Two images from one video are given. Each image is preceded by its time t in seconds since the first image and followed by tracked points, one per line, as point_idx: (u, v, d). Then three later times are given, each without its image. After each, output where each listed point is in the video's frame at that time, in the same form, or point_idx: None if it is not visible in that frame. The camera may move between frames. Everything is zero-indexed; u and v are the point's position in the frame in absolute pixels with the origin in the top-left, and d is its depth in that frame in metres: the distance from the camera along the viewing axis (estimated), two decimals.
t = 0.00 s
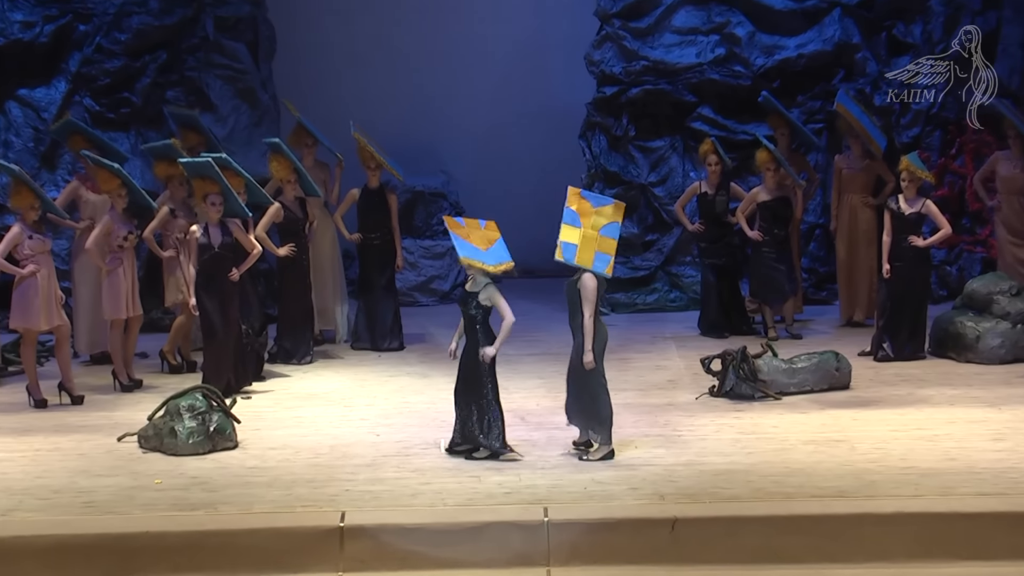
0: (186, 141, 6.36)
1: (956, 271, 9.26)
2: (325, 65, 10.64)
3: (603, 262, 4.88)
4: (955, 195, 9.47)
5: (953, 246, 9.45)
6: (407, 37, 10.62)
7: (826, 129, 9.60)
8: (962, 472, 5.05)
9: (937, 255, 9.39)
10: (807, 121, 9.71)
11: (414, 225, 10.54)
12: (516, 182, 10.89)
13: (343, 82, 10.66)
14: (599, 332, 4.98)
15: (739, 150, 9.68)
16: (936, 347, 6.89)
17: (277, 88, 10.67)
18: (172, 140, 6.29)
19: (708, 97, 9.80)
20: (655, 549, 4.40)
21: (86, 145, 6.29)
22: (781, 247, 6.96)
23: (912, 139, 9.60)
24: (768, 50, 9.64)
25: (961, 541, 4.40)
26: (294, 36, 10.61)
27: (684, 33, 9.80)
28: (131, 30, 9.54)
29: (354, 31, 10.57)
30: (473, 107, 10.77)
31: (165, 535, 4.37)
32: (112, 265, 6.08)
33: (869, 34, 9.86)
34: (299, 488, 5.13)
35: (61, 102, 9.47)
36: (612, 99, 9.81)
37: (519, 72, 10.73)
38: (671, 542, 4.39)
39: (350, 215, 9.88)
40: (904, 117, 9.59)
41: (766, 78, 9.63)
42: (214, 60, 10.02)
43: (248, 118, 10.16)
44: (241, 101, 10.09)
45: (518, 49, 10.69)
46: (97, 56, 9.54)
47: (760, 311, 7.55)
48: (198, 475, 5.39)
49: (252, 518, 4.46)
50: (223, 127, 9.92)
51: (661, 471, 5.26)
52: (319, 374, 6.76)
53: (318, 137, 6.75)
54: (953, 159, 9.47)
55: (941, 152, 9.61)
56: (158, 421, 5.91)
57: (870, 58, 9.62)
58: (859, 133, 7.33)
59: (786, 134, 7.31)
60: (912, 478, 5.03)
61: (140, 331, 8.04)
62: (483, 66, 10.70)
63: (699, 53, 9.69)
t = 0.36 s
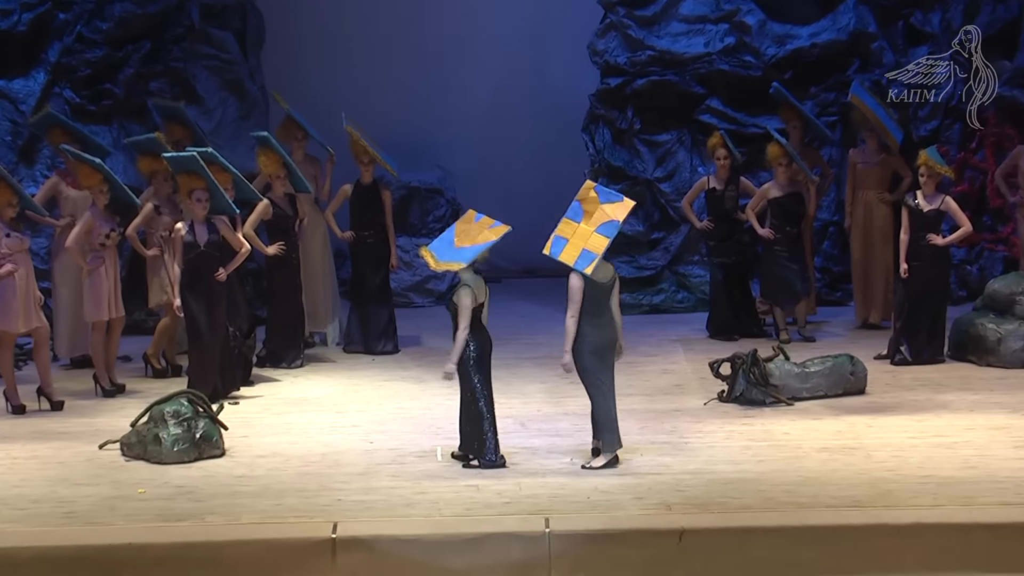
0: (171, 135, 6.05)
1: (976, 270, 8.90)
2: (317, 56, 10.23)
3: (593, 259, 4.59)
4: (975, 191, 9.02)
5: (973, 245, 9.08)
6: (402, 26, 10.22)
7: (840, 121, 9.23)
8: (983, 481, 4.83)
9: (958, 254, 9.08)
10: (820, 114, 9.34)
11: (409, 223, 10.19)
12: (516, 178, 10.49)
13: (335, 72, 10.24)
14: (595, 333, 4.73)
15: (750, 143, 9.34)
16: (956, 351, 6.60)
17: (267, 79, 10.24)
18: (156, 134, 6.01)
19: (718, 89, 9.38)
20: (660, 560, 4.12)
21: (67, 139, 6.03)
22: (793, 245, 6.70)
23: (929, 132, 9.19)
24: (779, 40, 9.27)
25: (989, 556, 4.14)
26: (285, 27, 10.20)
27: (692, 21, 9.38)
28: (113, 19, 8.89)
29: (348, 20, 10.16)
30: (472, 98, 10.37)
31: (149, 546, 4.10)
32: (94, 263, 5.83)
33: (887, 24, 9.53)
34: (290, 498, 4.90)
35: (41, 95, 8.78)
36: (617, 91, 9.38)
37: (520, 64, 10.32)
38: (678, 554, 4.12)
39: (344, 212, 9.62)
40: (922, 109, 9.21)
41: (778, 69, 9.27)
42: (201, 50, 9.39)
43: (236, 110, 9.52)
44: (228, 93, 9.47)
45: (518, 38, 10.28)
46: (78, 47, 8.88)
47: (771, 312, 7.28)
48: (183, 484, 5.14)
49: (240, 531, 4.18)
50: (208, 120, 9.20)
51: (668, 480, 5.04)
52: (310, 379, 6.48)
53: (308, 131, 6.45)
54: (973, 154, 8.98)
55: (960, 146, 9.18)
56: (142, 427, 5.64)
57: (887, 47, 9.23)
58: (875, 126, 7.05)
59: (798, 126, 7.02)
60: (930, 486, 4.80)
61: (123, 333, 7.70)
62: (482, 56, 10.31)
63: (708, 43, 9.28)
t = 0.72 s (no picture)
0: (155, 127, 5.79)
1: (998, 270, 8.56)
2: (308, 45, 9.85)
3: (579, 258, 4.48)
4: (997, 186, 8.70)
5: (995, 242, 8.73)
6: (398, 14, 9.84)
7: (856, 113, 8.85)
8: (1006, 489, 4.60)
9: (978, 252, 8.73)
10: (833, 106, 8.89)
11: (404, 219, 9.97)
12: (515, 173, 10.18)
13: (328, 62, 9.88)
14: (599, 332, 4.53)
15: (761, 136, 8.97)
16: (977, 353, 6.32)
17: (254, 67, 9.89)
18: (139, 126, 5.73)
19: (727, 79, 9.04)
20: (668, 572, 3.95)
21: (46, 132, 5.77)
22: (805, 243, 6.42)
23: (949, 124, 8.70)
24: (791, 27, 8.89)
25: (1013, 567, 3.97)
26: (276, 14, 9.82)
27: (700, 9, 9.06)
28: (94, 6, 8.58)
29: (341, 7, 9.80)
30: (468, 89, 10.02)
31: (131, 560, 3.92)
32: (74, 262, 5.53)
33: (903, 12, 9.19)
34: (279, 508, 4.66)
35: (18, 84, 8.44)
36: (621, 81, 9.06)
37: (520, 55, 9.98)
38: (686, 566, 3.93)
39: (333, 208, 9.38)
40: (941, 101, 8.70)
41: (790, 57, 8.88)
42: (186, 38, 8.94)
43: (222, 101, 9.05)
44: (215, 84, 9.01)
45: (518, 28, 9.93)
46: (57, 35, 8.61)
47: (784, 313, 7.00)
48: (167, 493, 4.88)
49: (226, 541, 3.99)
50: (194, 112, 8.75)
51: (674, 489, 4.80)
52: (300, 382, 6.22)
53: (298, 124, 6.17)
54: (994, 147, 8.66)
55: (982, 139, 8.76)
56: (124, 434, 5.37)
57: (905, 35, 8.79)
58: (891, 118, 6.80)
59: (811, 119, 6.72)
60: (951, 496, 4.56)
61: (105, 334, 7.48)
62: (481, 47, 9.96)
63: (717, 31, 8.95)
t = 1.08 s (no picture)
0: (139, 119, 5.54)
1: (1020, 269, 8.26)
2: (299, 31, 9.42)
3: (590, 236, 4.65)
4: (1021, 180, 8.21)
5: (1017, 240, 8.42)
6: None
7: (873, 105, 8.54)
8: None
9: (1000, 250, 8.42)
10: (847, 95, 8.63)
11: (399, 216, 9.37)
12: (515, 166, 9.74)
13: (320, 50, 9.45)
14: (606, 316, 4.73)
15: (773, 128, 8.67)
16: (999, 356, 6.04)
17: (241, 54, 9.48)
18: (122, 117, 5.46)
19: (738, 68, 8.74)
20: None
21: (23, 124, 5.55)
22: (819, 240, 6.17)
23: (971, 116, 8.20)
24: (804, 14, 8.64)
25: None
26: None
27: None
28: None
29: None
30: (465, 78, 9.57)
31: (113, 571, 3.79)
32: (53, 260, 5.29)
33: None
34: (268, 518, 4.41)
35: None
36: (626, 70, 8.73)
37: (521, 41, 9.51)
38: None
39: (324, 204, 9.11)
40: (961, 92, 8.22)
41: (803, 46, 8.61)
42: (170, 26, 8.66)
43: (209, 92, 8.77)
44: (200, 73, 8.73)
45: (520, 13, 9.47)
46: (35, 22, 8.30)
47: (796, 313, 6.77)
48: (151, 502, 4.64)
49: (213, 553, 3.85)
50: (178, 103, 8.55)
51: (682, 498, 4.55)
52: (290, 386, 5.95)
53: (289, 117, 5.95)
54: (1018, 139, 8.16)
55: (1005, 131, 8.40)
56: (107, 440, 5.12)
57: (923, 23, 8.52)
58: (909, 109, 6.50)
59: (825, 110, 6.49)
60: (972, 506, 4.33)
61: (85, 336, 7.20)
62: (480, 34, 9.50)
63: (727, 18, 8.67)
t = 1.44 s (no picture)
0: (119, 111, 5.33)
1: None
2: (286, 18, 9.02)
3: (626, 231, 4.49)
4: None
5: None
6: None
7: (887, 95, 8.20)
8: None
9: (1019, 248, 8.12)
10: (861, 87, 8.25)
11: (391, 213, 9.05)
12: (513, 160, 9.35)
13: (309, 38, 9.05)
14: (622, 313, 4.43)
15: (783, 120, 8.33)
16: (1019, 360, 5.78)
17: (226, 47, 9.09)
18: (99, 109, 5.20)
19: (745, 58, 8.38)
20: None
21: None
22: (831, 238, 5.92)
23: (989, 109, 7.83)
24: (816, 2, 8.29)
25: None
26: None
27: None
28: None
29: None
30: (461, 72, 9.18)
31: None
32: (27, 259, 5.05)
33: None
34: (253, 529, 4.17)
35: None
36: (630, 60, 8.45)
37: (519, 29, 9.14)
38: None
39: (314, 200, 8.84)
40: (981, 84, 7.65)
41: (814, 34, 8.25)
42: (150, 13, 8.33)
43: (191, 82, 8.46)
44: (182, 62, 8.44)
45: None
46: (8, 10, 7.97)
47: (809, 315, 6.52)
48: (130, 512, 4.40)
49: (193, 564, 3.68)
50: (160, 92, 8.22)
51: (687, 509, 4.30)
52: (277, 391, 5.70)
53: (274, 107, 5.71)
54: None
55: None
56: (84, 447, 4.86)
57: (942, 10, 8.09)
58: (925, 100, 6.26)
59: (837, 102, 6.29)
60: (992, 517, 4.11)
61: (62, 338, 6.96)
62: (476, 21, 9.11)
63: (734, 6, 8.35)
